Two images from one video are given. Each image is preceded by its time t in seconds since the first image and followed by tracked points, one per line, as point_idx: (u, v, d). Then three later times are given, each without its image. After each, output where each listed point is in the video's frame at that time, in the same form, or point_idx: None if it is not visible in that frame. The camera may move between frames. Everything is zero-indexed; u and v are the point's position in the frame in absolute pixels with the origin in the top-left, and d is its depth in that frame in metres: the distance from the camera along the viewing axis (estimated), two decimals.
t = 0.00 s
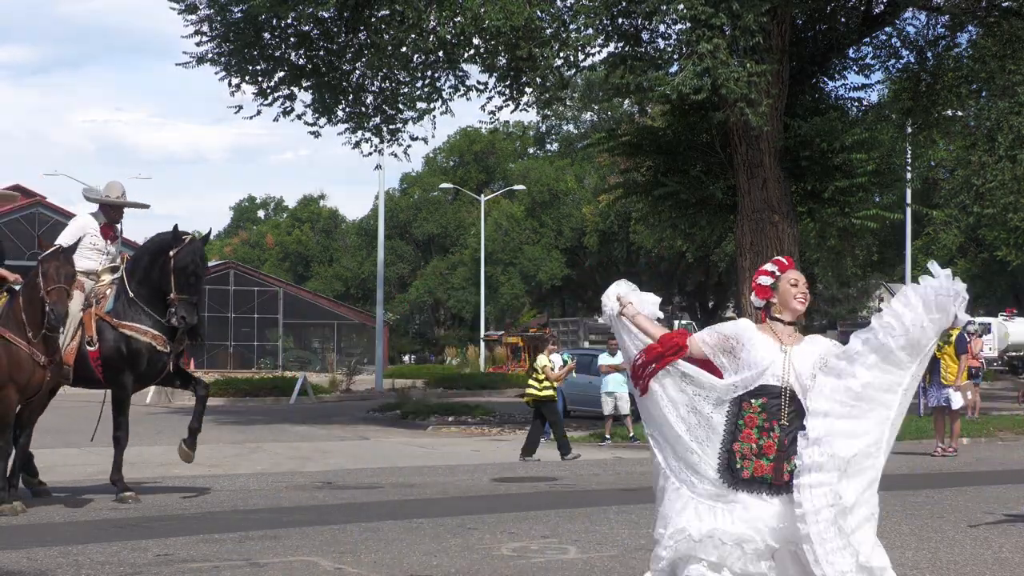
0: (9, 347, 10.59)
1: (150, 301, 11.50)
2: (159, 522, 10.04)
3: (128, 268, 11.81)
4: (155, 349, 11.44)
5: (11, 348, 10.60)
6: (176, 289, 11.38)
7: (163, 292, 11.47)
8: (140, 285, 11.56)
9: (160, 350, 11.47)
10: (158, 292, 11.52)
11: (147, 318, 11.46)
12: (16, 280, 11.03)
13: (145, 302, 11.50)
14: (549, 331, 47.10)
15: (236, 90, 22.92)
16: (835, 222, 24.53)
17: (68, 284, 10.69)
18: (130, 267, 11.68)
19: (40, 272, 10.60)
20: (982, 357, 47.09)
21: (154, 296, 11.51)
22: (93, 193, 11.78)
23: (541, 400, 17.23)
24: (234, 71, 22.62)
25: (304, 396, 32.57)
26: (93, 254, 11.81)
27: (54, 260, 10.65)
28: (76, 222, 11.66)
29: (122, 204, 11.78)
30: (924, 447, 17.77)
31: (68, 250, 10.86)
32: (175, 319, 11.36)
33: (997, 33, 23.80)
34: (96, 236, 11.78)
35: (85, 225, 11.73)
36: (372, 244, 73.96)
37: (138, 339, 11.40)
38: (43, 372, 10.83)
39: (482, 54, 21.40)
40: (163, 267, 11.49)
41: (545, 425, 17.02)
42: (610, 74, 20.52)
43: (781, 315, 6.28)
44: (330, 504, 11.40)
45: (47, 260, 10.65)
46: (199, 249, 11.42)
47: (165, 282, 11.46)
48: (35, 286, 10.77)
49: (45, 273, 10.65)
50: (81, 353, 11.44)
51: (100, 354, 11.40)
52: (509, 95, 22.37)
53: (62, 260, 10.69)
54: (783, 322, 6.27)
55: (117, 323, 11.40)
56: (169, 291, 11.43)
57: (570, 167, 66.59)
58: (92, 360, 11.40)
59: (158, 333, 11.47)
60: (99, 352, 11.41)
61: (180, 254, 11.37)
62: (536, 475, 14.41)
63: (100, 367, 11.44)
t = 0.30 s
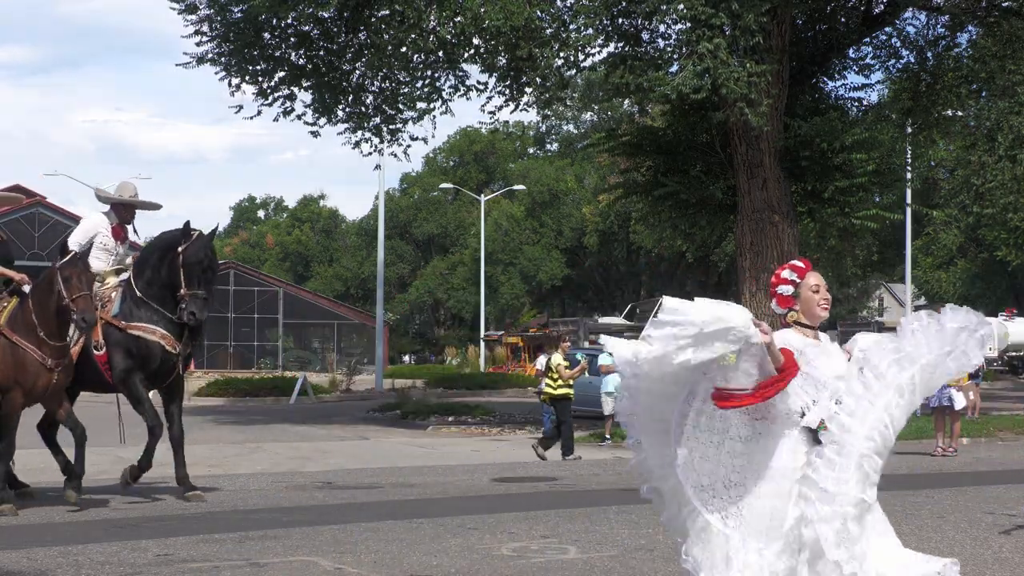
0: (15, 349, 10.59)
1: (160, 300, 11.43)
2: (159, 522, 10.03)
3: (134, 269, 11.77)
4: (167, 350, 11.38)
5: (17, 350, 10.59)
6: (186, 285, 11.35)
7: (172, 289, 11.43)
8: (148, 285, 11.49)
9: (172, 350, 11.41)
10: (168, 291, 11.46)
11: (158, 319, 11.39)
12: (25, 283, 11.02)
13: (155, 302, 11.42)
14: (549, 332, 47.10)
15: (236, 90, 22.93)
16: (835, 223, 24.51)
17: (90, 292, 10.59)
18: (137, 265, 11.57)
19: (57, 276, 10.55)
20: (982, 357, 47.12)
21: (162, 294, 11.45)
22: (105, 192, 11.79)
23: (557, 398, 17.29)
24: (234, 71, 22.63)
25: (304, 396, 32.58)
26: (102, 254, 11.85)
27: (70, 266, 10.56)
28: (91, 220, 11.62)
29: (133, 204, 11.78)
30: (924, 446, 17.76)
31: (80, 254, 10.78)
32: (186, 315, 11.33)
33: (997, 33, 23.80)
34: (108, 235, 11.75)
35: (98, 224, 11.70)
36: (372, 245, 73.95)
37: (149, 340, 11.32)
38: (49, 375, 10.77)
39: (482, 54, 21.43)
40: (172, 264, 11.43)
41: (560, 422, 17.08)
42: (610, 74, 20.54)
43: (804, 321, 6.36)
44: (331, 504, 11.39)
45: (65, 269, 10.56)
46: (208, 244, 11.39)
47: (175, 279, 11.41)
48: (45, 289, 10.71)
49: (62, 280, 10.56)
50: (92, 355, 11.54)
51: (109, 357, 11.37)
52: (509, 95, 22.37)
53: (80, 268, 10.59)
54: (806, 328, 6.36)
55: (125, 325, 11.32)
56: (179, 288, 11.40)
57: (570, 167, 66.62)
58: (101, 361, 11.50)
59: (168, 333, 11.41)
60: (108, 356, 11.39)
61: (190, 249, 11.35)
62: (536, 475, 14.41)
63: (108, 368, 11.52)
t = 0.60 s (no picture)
0: (31, 347, 10.59)
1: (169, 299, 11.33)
2: (159, 522, 10.02)
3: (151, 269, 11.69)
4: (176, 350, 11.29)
5: (33, 348, 10.59)
6: (192, 287, 11.25)
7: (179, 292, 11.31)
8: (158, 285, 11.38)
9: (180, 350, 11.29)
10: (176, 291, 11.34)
11: (169, 318, 11.28)
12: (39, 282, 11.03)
13: (165, 302, 11.31)
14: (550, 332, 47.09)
15: (236, 90, 22.94)
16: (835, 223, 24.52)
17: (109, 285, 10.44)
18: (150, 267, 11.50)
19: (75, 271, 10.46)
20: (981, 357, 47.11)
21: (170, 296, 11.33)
22: (115, 190, 11.77)
23: (567, 397, 17.66)
24: (234, 71, 22.67)
25: (305, 395, 32.57)
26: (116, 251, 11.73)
27: (89, 258, 10.43)
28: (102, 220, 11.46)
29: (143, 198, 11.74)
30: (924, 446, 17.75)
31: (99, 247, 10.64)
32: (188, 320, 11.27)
33: (996, 33, 23.68)
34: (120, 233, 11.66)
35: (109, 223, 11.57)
36: (372, 245, 74.00)
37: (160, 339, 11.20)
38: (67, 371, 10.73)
39: (482, 55, 21.46)
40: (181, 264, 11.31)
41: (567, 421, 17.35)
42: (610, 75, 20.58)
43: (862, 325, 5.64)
44: (331, 504, 11.39)
45: (85, 262, 10.43)
46: (215, 251, 11.31)
47: (182, 279, 11.30)
48: (61, 287, 10.73)
49: (80, 272, 10.43)
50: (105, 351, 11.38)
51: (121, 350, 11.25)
52: (510, 95, 22.39)
53: (99, 260, 10.44)
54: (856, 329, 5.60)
55: (138, 321, 11.20)
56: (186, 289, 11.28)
57: (570, 167, 66.65)
58: (115, 358, 11.36)
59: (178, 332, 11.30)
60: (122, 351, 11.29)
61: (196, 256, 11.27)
62: (536, 475, 14.41)
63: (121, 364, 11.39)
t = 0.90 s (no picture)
0: (49, 349, 10.58)
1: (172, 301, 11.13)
2: (159, 522, 10.02)
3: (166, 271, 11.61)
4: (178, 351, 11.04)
5: (50, 350, 10.58)
6: (192, 289, 11.03)
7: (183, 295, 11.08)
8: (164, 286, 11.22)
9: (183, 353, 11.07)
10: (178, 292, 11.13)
11: (173, 321, 11.07)
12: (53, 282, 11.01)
13: (169, 304, 11.12)
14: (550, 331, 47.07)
15: (236, 90, 22.94)
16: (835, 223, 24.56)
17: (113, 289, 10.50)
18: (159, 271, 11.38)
19: (79, 274, 10.47)
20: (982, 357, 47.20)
21: (174, 299, 11.13)
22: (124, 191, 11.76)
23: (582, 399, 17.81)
24: (234, 71, 22.65)
25: (305, 396, 32.58)
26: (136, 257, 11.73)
27: (94, 262, 10.49)
28: (115, 223, 11.62)
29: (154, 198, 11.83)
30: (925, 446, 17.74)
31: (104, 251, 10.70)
32: (189, 322, 11.04)
33: (996, 33, 23.64)
34: (135, 234, 11.66)
35: (123, 227, 11.66)
36: (372, 244, 74.02)
37: (163, 343, 11.02)
38: (83, 373, 10.72)
39: (482, 54, 21.48)
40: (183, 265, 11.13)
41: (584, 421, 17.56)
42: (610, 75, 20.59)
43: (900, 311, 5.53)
44: (330, 504, 11.39)
45: (89, 265, 10.48)
46: (217, 254, 11.09)
47: (184, 282, 11.09)
48: (69, 290, 10.69)
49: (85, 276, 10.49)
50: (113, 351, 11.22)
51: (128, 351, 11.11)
52: (510, 95, 22.38)
53: (104, 264, 10.52)
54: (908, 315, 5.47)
55: (143, 323, 11.06)
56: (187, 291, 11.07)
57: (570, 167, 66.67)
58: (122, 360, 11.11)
59: (181, 335, 11.08)
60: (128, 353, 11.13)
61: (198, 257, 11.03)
62: (535, 475, 14.41)
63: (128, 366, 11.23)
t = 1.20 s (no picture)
0: (57, 349, 10.51)
1: (190, 295, 11.07)
2: (158, 522, 10.01)
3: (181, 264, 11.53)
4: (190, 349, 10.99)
5: (57, 352, 10.51)
6: (210, 285, 10.87)
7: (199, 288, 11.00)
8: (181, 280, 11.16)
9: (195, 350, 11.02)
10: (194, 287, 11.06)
11: (186, 317, 11.04)
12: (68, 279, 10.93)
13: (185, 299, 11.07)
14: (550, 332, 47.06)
15: (236, 90, 22.93)
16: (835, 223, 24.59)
17: (116, 292, 10.34)
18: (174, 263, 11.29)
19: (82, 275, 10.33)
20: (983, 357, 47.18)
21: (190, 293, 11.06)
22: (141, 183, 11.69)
23: (595, 397, 17.93)
24: (234, 71, 22.67)
25: (305, 395, 32.58)
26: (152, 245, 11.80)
27: (98, 264, 10.34)
28: (132, 214, 11.60)
29: (173, 188, 11.75)
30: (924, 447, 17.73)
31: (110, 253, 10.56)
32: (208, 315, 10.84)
33: (996, 33, 23.66)
34: (152, 225, 11.70)
35: (140, 217, 11.66)
36: (372, 245, 74.03)
37: (175, 339, 10.98)
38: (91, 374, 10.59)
39: (482, 55, 21.53)
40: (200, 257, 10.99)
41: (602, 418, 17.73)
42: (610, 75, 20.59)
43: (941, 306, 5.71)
44: (329, 504, 11.38)
45: (92, 267, 10.33)
46: (232, 243, 10.88)
47: (202, 275, 10.97)
48: (76, 290, 10.56)
49: (88, 278, 10.32)
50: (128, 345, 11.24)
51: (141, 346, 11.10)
52: (509, 95, 22.37)
53: (107, 266, 10.35)
54: (945, 313, 5.69)
55: (156, 318, 11.04)
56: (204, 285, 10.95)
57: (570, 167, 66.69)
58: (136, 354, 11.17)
59: (193, 331, 11.03)
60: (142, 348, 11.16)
61: (211, 249, 10.88)
62: (535, 475, 14.40)
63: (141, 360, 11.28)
